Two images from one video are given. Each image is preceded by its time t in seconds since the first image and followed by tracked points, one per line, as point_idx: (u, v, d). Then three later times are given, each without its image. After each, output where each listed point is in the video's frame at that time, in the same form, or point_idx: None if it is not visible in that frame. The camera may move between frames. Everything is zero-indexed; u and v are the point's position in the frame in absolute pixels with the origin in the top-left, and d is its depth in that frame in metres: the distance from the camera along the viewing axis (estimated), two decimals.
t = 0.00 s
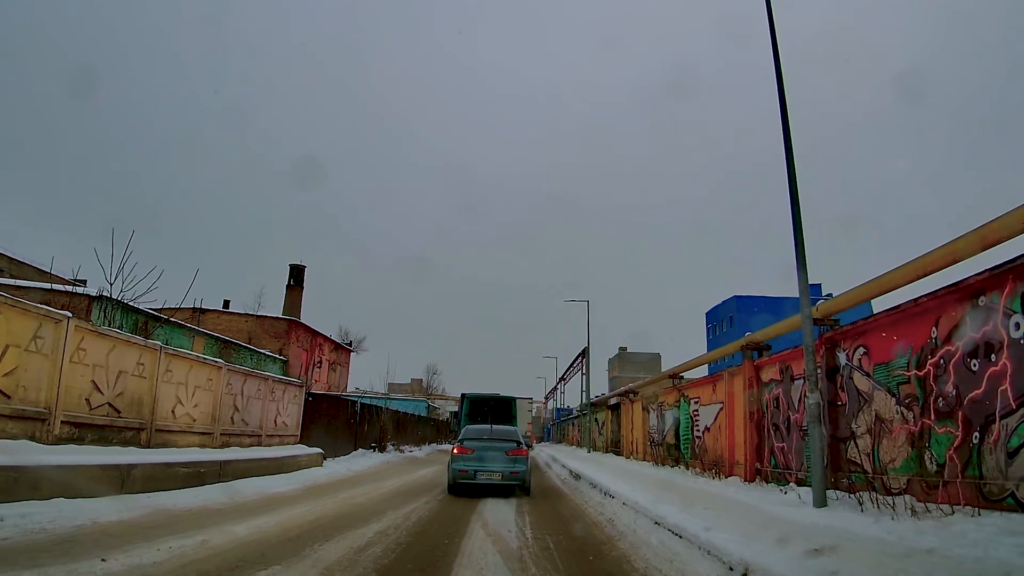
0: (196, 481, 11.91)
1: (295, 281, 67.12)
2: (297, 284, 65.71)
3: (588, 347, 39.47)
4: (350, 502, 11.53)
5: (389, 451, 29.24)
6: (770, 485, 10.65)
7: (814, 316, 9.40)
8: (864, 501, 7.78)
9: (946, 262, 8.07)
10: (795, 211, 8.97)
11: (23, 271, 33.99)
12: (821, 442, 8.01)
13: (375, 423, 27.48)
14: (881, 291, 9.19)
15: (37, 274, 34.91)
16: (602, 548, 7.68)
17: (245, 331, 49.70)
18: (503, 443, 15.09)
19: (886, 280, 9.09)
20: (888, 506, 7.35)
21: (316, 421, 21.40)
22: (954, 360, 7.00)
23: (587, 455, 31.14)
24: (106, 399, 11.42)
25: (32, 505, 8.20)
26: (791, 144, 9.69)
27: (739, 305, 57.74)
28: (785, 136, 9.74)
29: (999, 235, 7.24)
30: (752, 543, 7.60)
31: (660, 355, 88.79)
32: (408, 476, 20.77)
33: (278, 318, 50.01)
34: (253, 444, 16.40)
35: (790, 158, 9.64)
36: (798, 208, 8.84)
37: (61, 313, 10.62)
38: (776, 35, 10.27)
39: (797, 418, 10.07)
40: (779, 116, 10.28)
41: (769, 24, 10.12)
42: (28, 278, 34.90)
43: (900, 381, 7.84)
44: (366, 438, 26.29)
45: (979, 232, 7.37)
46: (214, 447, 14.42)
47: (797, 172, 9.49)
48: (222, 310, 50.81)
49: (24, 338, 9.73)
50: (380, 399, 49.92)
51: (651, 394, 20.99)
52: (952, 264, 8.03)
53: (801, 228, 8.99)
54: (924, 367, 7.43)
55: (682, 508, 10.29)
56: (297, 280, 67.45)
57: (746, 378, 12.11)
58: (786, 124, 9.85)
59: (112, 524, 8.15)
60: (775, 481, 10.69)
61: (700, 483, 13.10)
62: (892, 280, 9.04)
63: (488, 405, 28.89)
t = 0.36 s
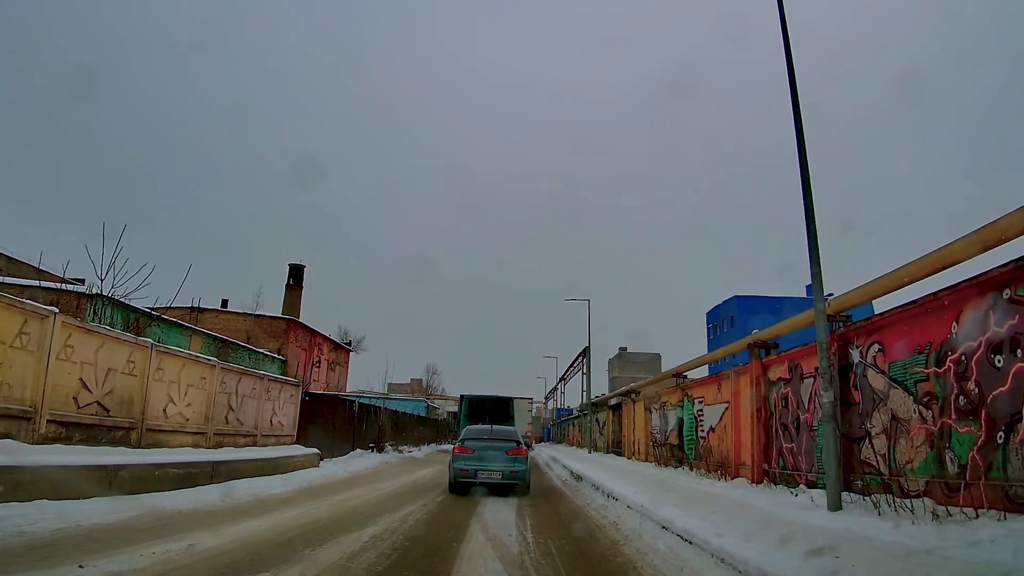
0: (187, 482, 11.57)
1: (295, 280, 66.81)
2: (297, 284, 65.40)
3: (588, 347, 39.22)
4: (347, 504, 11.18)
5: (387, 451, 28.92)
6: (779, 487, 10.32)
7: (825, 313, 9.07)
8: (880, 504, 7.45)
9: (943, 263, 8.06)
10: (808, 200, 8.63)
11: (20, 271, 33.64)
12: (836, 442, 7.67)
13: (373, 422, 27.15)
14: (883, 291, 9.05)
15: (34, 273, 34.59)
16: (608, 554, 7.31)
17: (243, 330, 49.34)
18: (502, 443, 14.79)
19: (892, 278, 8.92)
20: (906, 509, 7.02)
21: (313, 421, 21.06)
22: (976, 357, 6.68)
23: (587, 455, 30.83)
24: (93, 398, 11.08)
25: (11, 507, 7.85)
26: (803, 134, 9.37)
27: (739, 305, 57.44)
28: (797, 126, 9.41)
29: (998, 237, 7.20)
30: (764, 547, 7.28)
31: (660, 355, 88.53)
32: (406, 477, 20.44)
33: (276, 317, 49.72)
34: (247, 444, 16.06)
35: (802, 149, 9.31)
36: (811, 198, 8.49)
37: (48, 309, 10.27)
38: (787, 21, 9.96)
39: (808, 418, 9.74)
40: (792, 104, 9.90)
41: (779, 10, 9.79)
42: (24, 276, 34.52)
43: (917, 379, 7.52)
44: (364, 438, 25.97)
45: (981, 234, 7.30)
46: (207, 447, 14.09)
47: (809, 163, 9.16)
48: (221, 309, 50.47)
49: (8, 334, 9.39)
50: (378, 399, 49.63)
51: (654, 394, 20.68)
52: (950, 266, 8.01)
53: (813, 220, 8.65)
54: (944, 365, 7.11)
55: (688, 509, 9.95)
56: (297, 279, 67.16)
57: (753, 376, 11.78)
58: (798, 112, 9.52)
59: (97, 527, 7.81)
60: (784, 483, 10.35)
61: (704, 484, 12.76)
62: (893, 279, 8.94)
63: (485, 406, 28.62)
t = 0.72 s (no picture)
0: (178, 484, 11.26)
1: (294, 281, 66.57)
2: (296, 285, 65.11)
3: (590, 347, 38.90)
4: (342, 507, 10.86)
5: (386, 451, 28.60)
6: (789, 489, 9.99)
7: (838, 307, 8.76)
8: (898, 507, 7.13)
9: (946, 263, 7.92)
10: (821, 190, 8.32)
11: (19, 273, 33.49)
12: (853, 441, 7.35)
13: (372, 423, 26.84)
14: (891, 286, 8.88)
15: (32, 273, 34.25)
16: (614, 559, 6.96)
17: (241, 330, 49.04)
18: (502, 443, 14.49)
19: (903, 272, 8.66)
20: (927, 512, 6.70)
21: (311, 422, 20.75)
22: (1000, 352, 6.36)
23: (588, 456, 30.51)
24: (83, 397, 10.77)
25: None
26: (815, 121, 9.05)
27: (741, 304, 57.06)
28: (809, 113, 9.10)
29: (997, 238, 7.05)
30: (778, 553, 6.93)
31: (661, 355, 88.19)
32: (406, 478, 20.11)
33: (275, 317, 49.44)
34: (243, 446, 15.75)
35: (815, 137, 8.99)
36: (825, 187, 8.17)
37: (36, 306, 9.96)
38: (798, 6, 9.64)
39: (820, 417, 9.41)
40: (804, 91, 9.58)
41: None
42: (20, 277, 34.24)
43: (937, 376, 7.20)
44: (363, 439, 25.67)
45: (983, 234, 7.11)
46: (201, 448, 13.79)
47: (823, 151, 8.84)
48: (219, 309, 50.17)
49: None
50: (378, 399, 49.34)
51: (657, 393, 20.36)
52: (953, 266, 7.87)
53: (827, 210, 8.33)
54: (966, 361, 6.79)
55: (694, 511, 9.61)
56: (296, 279, 66.90)
57: (761, 374, 11.46)
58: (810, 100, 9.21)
59: (80, 532, 7.48)
60: (794, 484, 10.02)
61: (711, 486, 12.44)
62: (899, 275, 8.73)
63: (484, 406, 28.31)
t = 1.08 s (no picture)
0: (168, 486, 10.89)
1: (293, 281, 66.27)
2: (296, 285, 64.77)
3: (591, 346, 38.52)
4: (337, 510, 10.48)
5: (385, 452, 28.25)
6: (800, 490, 9.64)
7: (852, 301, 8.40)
8: (922, 508, 6.77)
9: (945, 261, 7.61)
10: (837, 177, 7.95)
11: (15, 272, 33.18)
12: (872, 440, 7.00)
13: (371, 424, 26.47)
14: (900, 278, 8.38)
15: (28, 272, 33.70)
16: (622, 565, 6.58)
17: (240, 330, 48.70)
18: (502, 441, 14.15)
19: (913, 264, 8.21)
20: (953, 514, 6.36)
21: (307, 422, 20.38)
22: None
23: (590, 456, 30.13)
24: (68, 396, 10.41)
25: None
26: (829, 108, 8.68)
27: (742, 304, 56.65)
28: (823, 99, 8.74)
29: (994, 240, 6.81)
30: (795, 556, 6.52)
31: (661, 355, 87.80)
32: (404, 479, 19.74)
33: (274, 317, 49.11)
34: (237, 447, 15.38)
35: (829, 124, 8.63)
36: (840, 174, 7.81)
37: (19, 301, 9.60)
38: None
39: (833, 416, 9.06)
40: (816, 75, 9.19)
41: None
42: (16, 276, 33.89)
43: (961, 371, 6.84)
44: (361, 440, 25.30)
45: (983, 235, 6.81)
46: (194, 449, 13.43)
47: (837, 138, 8.48)
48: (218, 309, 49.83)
49: None
50: (377, 399, 48.99)
51: (660, 393, 19.99)
52: (950, 265, 7.57)
53: (843, 199, 7.96)
54: (992, 355, 6.42)
55: (704, 513, 9.23)
56: (295, 279, 66.61)
57: (770, 371, 11.11)
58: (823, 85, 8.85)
59: (59, 538, 7.11)
60: (806, 485, 9.67)
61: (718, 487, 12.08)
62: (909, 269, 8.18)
63: (484, 406, 27.94)
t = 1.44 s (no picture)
0: (158, 486, 10.57)
1: (293, 280, 65.88)
2: (295, 283, 64.41)
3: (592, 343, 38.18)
4: (333, 512, 10.12)
5: (384, 451, 27.91)
6: (812, 490, 9.31)
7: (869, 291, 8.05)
8: (946, 509, 6.42)
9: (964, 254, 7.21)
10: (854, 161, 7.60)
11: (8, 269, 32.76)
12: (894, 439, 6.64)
13: (370, 422, 26.11)
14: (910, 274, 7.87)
15: (22, 269, 33.16)
16: (632, 571, 6.22)
17: (239, 329, 48.34)
18: (502, 441, 13.80)
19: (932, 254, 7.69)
20: (980, 515, 6.01)
21: (305, 421, 20.03)
22: None
23: (591, 454, 29.82)
24: (55, 394, 10.07)
25: None
26: (845, 92, 8.33)
27: (743, 301, 56.30)
28: (838, 83, 8.39)
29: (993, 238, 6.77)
30: (813, 559, 6.17)
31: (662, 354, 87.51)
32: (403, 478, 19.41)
33: (273, 315, 48.76)
34: (232, 446, 15.05)
35: (845, 108, 8.27)
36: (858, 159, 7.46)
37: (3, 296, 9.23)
38: None
39: (847, 412, 8.72)
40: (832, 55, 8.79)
41: None
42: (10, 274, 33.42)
43: (986, 364, 6.47)
44: (360, 438, 24.97)
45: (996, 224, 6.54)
46: (187, 449, 13.10)
47: (854, 123, 8.13)
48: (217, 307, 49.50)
49: None
50: (377, 398, 48.67)
51: (663, 390, 19.68)
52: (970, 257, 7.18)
53: (860, 186, 7.60)
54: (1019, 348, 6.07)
55: (713, 513, 8.88)
56: (295, 278, 66.24)
57: (778, 367, 10.78)
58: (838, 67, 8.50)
59: (38, 542, 6.77)
60: (818, 485, 9.33)
61: (724, 486, 11.76)
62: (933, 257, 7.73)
63: (484, 405, 27.61)
